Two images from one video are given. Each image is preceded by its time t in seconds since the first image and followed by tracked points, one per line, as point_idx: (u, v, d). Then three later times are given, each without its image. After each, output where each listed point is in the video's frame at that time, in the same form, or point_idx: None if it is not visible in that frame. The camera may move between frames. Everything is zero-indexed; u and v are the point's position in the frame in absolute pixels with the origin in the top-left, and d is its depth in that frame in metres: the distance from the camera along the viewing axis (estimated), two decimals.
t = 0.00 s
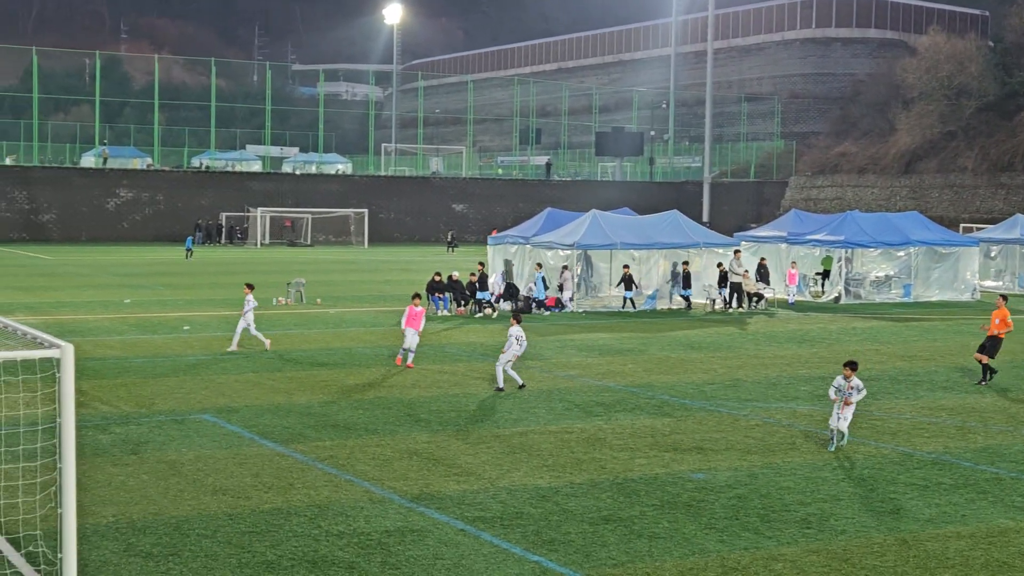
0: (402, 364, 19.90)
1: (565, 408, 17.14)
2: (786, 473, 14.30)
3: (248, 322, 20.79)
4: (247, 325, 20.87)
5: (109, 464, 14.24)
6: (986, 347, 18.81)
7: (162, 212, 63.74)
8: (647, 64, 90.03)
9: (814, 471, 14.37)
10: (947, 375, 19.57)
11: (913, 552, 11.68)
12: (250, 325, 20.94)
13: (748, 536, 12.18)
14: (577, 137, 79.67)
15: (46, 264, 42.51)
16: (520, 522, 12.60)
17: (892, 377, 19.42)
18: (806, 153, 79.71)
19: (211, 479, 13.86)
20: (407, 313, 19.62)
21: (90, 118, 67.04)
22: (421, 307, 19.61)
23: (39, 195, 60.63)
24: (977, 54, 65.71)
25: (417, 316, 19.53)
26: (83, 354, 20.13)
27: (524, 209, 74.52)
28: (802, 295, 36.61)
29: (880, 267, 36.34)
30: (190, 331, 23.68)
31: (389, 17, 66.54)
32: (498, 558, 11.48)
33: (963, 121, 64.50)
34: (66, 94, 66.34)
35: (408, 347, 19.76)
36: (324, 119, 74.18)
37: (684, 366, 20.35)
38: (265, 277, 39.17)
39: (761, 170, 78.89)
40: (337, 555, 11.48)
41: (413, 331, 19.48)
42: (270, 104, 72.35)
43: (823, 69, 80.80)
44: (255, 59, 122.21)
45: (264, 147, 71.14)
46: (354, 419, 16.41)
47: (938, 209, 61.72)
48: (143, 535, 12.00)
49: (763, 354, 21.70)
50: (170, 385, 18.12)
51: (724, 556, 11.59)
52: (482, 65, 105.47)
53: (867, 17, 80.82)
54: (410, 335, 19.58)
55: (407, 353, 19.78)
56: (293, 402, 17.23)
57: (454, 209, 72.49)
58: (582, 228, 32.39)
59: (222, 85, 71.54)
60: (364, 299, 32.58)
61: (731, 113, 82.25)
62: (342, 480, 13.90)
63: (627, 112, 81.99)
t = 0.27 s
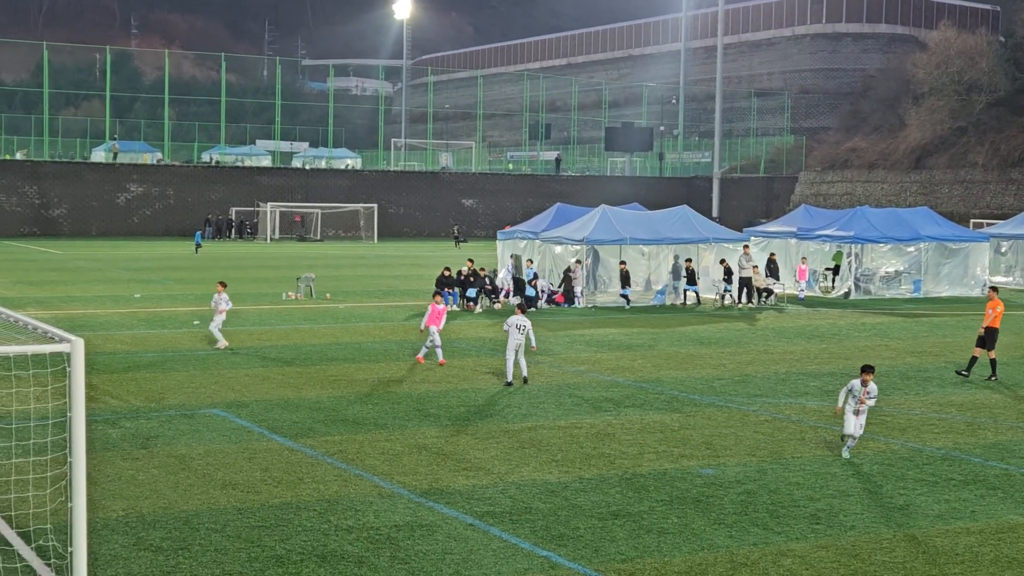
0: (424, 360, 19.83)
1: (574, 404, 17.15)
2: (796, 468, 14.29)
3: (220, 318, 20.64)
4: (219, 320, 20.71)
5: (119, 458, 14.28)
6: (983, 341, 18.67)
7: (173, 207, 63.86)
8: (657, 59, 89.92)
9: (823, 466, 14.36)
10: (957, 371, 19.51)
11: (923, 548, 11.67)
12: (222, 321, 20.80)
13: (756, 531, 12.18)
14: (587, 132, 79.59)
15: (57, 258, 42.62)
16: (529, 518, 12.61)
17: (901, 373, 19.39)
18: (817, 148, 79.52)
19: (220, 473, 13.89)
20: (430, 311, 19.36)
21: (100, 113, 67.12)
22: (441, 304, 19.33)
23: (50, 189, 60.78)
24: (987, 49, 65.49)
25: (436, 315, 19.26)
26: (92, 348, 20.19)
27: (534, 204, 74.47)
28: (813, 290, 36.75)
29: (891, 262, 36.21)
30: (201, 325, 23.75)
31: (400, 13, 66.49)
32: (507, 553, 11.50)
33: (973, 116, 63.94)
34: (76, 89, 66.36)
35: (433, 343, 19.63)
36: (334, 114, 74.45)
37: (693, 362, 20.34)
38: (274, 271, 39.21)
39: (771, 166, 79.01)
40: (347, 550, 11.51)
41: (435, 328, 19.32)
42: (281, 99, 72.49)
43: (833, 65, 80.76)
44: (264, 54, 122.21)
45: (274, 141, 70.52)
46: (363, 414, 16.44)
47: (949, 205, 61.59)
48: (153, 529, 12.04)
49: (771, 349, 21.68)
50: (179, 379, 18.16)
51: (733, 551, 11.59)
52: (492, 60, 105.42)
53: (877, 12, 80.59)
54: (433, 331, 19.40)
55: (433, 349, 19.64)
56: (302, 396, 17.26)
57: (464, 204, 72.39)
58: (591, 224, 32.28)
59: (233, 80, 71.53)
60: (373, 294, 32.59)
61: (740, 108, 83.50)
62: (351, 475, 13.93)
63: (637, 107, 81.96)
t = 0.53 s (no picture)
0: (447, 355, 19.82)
1: (577, 398, 17.16)
2: (799, 463, 14.29)
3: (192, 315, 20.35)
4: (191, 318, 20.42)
5: (123, 452, 14.30)
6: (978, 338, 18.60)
7: (176, 200, 63.82)
8: (661, 53, 89.86)
9: (826, 461, 14.36)
10: (961, 366, 19.53)
11: (926, 542, 11.67)
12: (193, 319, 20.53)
13: (760, 526, 12.19)
14: (589, 126, 79.72)
15: (61, 252, 42.68)
16: (532, 512, 12.63)
17: (904, 368, 19.40)
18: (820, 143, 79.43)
19: (224, 467, 13.91)
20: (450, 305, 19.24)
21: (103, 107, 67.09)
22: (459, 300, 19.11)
23: (54, 183, 60.76)
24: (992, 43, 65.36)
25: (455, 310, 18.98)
26: (95, 342, 20.22)
27: (537, 198, 74.43)
28: (815, 285, 36.82)
29: (894, 258, 36.37)
30: (204, 319, 23.78)
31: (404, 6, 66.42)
32: (510, 547, 11.52)
33: (977, 111, 63.87)
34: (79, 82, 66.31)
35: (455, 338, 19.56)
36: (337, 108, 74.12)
37: (695, 356, 20.35)
38: (276, 265, 39.27)
39: (774, 161, 79.27)
40: (350, 544, 11.52)
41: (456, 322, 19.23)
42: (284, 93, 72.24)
43: (837, 59, 80.51)
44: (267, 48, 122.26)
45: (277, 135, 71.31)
46: (366, 407, 16.46)
47: (953, 199, 61.55)
48: (156, 522, 12.07)
49: (774, 344, 21.69)
50: (183, 373, 18.20)
51: (736, 545, 11.60)
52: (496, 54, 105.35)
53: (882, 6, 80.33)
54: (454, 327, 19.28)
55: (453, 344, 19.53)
56: (305, 390, 17.27)
57: (467, 198, 72.31)
58: (594, 218, 32.31)
59: (235, 74, 71.43)
60: (377, 288, 32.62)
61: (745, 102, 83.47)
62: (355, 469, 13.94)
63: (640, 101, 81.96)
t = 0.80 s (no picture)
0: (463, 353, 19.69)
1: (578, 392, 17.17)
2: (799, 458, 14.29)
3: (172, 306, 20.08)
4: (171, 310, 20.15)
5: (123, 445, 14.31)
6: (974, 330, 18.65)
7: (177, 194, 63.77)
8: (662, 48, 89.72)
9: (826, 456, 14.36)
10: (961, 360, 19.53)
11: (925, 537, 11.68)
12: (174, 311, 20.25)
13: (760, 520, 12.20)
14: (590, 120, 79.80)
15: (62, 246, 42.69)
16: (532, 506, 12.63)
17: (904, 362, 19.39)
18: (821, 137, 79.39)
19: (224, 461, 13.91)
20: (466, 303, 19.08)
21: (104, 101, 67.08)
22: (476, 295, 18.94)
23: (54, 176, 60.68)
24: (992, 38, 65.32)
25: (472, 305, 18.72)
26: (96, 336, 20.24)
27: (537, 192, 74.39)
28: (816, 279, 36.96)
29: (894, 252, 36.29)
30: (204, 313, 23.81)
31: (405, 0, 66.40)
32: (510, 541, 11.53)
33: (979, 106, 63.93)
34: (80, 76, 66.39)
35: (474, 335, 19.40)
36: (338, 102, 74.19)
37: (696, 351, 20.36)
38: (277, 260, 39.27)
39: (775, 154, 78.98)
40: (350, 537, 11.54)
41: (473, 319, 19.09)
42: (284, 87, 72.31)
43: (838, 53, 80.38)
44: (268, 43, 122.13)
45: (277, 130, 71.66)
46: (367, 402, 16.46)
47: (953, 194, 61.53)
48: (157, 516, 12.08)
49: (775, 338, 21.69)
50: (183, 367, 18.20)
51: (737, 540, 11.61)
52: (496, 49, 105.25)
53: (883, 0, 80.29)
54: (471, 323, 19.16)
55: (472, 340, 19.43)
56: (305, 384, 17.29)
57: (467, 192, 72.23)
58: (595, 213, 32.26)
59: (236, 68, 71.40)
60: (377, 282, 32.62)
61: (745, 97, 82.75)
62: (355, 463, 13.95)
63: (641, 96, 81.97)
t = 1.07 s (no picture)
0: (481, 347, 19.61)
1: (576, 386, 17.18)
2: (798, 452, 14.30)
3: (155, 303, 19.90)
4: (155, 306, 19.99)
5: (121, 440, 14.32)
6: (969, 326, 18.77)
7: (175, 188, 63.68)
8: (660, 43, 89.62)
9: (825, 450, 14.38)
10: (959, 355, 19.56)
11: (922, 531, 11.69)
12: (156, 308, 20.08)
13: (758, 514, 12.21)
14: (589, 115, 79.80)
15: (60, 240, 42.67)
16: (531, 500, 12.64)
17: (902, 357, 19.42)
18: (819, 132, 79.34)
19: (223, 455, 13.92)
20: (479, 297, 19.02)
21: (102, 95, 67.00)
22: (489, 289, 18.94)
23: (52, 171, 60.57)
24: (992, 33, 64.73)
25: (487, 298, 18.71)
26: (94, 330, 20.24)
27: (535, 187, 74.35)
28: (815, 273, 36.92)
29: (893, 246, 36.21)
30: (203, 307, 23.82)
31: None
32: (508, 535, 11.53)
33: (977, 101, 63.91)
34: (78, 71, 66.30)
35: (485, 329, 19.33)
36: (336, 97, 73.53)
37: (695, 345, 20.37)
38: (276, 254, 39.26)
39: (773, 149, 79.22)
40: (348, 532, 11.54)
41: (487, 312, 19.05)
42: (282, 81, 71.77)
43: (836, 48, 80.31)
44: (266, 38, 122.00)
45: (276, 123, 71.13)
46: (366, 396, 16.47)
47: (952, 189, 61.54)
48: (155, 510, 12.09)
49: (774, 333, 21.70)
50: (182, 361, 18.20)
51: (735, 534, 11.63)
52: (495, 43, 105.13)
53: None
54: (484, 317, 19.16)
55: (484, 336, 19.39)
56: (304, 378, 17.31)
57: (466, 187, 72.16)
58: (594, 207, 32.33)
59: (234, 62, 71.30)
60: (376, 276, 32.63)
61: (744, 91, 84.34)
62: (353, 457, 13.96)
63: (640, 90, 81.95)
